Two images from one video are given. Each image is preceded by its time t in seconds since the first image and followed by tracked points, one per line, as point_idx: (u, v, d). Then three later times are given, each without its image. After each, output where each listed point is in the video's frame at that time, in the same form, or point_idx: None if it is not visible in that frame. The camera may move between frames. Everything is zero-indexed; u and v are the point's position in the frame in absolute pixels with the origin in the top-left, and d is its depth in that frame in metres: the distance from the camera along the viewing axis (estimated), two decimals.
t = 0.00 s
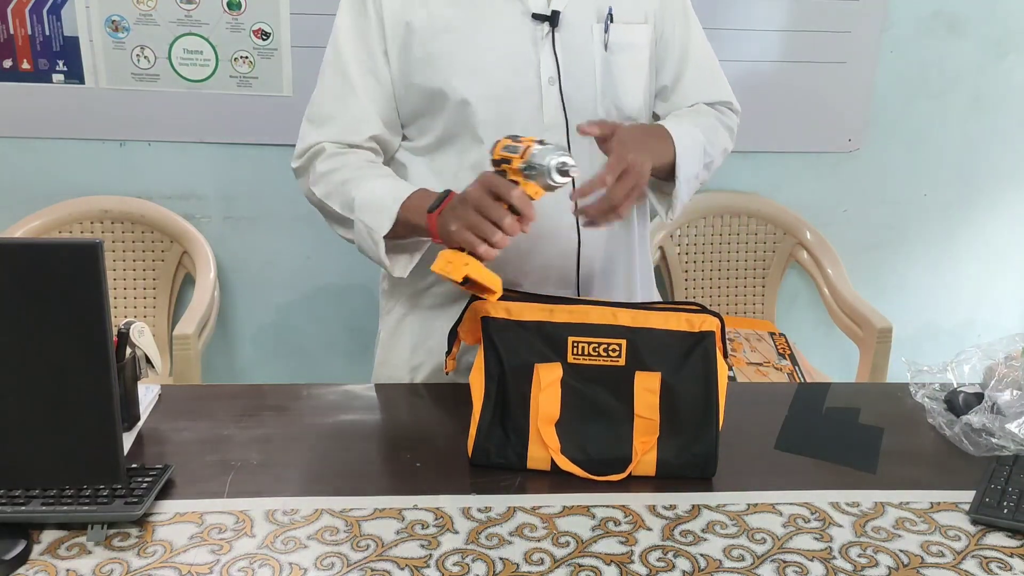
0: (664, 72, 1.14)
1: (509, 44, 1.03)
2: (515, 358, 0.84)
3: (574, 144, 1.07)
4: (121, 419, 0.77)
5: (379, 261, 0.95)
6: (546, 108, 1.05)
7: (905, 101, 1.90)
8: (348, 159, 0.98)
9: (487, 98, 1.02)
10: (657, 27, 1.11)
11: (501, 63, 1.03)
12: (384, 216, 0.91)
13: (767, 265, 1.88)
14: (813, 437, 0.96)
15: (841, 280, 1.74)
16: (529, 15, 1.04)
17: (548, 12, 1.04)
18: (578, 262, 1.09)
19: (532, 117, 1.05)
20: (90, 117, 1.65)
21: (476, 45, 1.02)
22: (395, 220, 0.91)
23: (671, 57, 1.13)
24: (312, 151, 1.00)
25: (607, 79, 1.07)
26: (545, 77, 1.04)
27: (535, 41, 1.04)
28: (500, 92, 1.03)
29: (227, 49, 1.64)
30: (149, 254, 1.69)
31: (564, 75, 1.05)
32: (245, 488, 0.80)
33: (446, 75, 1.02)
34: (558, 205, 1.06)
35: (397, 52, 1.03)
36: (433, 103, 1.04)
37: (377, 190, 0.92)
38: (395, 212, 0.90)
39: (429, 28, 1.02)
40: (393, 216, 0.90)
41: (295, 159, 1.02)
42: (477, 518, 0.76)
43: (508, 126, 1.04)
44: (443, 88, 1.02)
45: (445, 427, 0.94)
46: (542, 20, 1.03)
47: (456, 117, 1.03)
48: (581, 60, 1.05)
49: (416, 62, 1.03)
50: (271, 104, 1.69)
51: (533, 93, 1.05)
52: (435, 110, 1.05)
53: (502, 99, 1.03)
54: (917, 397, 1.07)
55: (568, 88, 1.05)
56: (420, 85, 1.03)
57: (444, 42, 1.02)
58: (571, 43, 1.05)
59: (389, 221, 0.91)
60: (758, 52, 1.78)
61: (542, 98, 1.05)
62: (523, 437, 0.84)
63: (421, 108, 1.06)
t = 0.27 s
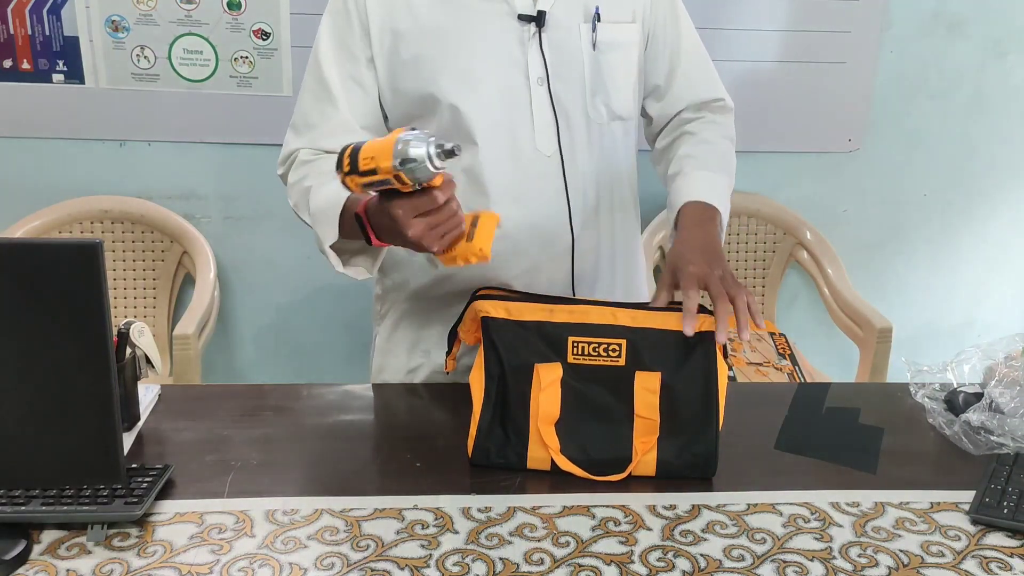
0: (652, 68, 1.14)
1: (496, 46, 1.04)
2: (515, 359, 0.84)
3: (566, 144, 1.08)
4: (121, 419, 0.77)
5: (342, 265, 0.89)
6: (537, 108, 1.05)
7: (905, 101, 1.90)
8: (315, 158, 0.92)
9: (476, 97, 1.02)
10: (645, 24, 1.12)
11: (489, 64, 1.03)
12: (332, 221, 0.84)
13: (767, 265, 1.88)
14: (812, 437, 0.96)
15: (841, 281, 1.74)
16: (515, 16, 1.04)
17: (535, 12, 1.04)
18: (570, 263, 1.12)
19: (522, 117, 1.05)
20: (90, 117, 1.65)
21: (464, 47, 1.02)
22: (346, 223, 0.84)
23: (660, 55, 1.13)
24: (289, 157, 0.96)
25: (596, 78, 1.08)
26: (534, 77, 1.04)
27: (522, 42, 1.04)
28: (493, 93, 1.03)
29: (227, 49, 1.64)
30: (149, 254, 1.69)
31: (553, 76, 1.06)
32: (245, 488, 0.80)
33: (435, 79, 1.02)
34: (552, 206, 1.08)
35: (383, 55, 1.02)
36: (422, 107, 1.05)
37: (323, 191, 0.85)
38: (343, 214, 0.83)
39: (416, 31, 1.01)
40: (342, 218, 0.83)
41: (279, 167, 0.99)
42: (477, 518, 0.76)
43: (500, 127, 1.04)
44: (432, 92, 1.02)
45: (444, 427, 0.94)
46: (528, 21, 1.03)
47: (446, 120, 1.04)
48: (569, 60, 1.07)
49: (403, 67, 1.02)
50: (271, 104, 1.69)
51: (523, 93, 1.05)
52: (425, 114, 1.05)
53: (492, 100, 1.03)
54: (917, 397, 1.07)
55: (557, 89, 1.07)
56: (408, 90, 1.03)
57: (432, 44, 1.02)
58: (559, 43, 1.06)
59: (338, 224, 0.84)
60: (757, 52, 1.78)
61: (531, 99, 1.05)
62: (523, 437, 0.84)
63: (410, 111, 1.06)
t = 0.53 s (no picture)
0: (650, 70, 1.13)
1: (496, 47, 1.04)
2: (522, 357, 0.83)
3: (565, 144, 1.08)
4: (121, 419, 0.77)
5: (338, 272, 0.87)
6: (536, 108, 1.06)
7: (905, 101, 1.90)
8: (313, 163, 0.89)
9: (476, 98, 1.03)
10: (645, 26, 1.11)
11: (488, 64, 1.03)
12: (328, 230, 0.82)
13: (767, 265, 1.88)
14: (813, 438, 0.96)
15: (841, 281, 1.74)
16: (515, 16, 1.04)
17: (535, 12, 1.05)
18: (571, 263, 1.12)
19: (521, 118, 1.05)
20: (90, 117, 1.65)
21: (463, 47, 1.03)
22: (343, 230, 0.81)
23: (659, 58, 1.11)
24: (290, 160, 0.93)
25: (596, 79, 1.08)
26: (533, 77, 1.05)
27: (522, 42, 1.05)
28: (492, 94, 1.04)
29: (227, 49, 1.64)
30: (149, 254, 1.69)
31: (552, 77, 1.06)
32: (246, 488, 0.80)
33: (435, 80, 1.02)
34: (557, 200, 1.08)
35: (383, 56, 1.02)
36: (421, 108, 1.05)
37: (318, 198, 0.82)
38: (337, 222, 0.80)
39: (416, 32, 1.02)
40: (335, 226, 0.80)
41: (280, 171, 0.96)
42: (477, 518, 0.76)
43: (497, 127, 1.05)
44: (432, 92, 1.02)
45: (444, 427, 0.94)
46: (528, 21, 1.04)
47: (445, 121, 1.04)
48: (568, 61, 1.07)
49: (403, 67, 1.02)
50: (271, 104, 1.69)
51: (522, 94, 1.05)
52: (423, 115, 1.06)
53: (490, 101, 1.04)
54: (917, 397, 1.07)
55: (556, 90, 1.07)
56: (407, 90, 1.03)
57: (432, 45, 1.02)
58: (559, 43, 1.06)
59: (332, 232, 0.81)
60: (757, 52, 1.78)
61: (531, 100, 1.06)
62: (528, 437, 0.84)
63: (409, 112, 1.06)
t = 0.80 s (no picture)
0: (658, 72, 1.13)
1: (501, 48, 1.05)
2: (572, 378, 0.78)
3: (569, 144, 1.08)
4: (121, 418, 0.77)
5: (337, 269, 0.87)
6: (541, 109, 1.06)
7: (905, 101, 1.90)
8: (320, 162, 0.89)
9: (481, 98, 1.03)
10: (653, 29, 1.12)
11: (492, 65, 1.04)
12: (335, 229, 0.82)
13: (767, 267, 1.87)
14: (813, 437, 0.96)
15: (841, 281, 1.74)
16: (521, 16, 1.05)
17: (540, 13, 1.05)
18: (574, 262, 1.12)
19: (525, 119, 1.06)
20: (90, 117, 1.65)
21: (469, 47, 1.03)
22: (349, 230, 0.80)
23: (670, 59, 1.12)
24: (294, 157, 0.93)
25: (601, 81, 1.08)
26: (538, 78, 1.06)
27: (527, 43, 1.06)
28: (496, 95, 1.04)
29: (227, 49, 1.64)
30: (149, 254, 1.69)
31: (557, 77, 1.07)
32: (246, 488, 0.80)
33: (440, 80, 1.02)
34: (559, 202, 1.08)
35: (390, 55, 1.02)
36: (426, 108, 1.05)
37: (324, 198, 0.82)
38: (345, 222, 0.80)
39: (423, 31, 1.02)
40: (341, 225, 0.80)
41: (285, 166, 0.96)
42: (477, 518, 0.76)
43: (500, 126, 1.05)
44: (437, 92, 1.03)
45: (444, 428, 0.94)
46: (534, 21, 1.05)
47: (450, 121, 1.04)
48: (575, 62, 1.07)
49: (409, 66, 1.03)
50: (271, 104, 1.69)
51: (526, 95, 1.06)
52: (428, 114, 1.06)
53: (494, 101, 1.04)
54: (917, 397, 1.07)
55: (561, 90, 1.07)
56: (412, 89, 1.04)
57: (438, 46, 1.03)
58: (564, 45, 1.07)
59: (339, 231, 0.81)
60: (757, 52, 1.78)
61: (535, 101, 1.06)
62: (580, 455, 0.81)
63: (414, 112, 1.06)
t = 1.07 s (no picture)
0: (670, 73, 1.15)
1: (511, 48, 1.05)
2: (603, 384, 0.78)
3: (580, 147, 1.08)
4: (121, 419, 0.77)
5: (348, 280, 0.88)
6: (552, 111, 1.05)
7: (905, 101, 1.90)
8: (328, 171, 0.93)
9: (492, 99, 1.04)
10: (665, 32, 1.13)
11: (502, 66, 1.04)
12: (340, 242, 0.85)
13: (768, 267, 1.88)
14: (813, 438, 0.96)
15: (841, 281, 1.74)
16: (533, 17, 1.05)
17: (553, 14, 1.06)
18: (582, 264, 1.11)
19: (537, 121, 1.06)
20: (90, 117, 1.65)
21: (480, 48, 1.04)
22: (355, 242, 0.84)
23: (685, 60, 1.13)
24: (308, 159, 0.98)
25: (611, 82, 1.09)
26: (549, 80, 1.05)
27: (540, 43, 1.06)
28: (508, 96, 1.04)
29: (227, 49, 1.64)
30: (149, 254, 1.69)
31: (569, 78, 1.07)
32: (245, 488, 0.80)
33: (450, 79, 1.03)
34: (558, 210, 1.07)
35: (401, 56, 1.04)
36: (435, 108, 1.06)
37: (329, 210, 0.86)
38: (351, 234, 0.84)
39: (434, 31, 1.03)
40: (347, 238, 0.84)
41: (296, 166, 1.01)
42: (477, 518, 0.76)
43: (510, 126, 1.05)
44: (448, 91, 1.04)
45: (444, 428, 0.94)
46: (546, 22, 1.05)
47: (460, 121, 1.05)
48: (587, 63, 1.08)
49: (420, 66, 1.04)
50: (271, 104, 1.69)
51: (537, 97, 1.06)
52: (438, 115, 1.07)
53: (506, 102, 1.04)
54: (918, 397, 1.07)
55: (572, 91, 1.07)
56: (423, 90, 1.05)
57: (448, 46, 1.03)
58: (576, 46, 1.07)
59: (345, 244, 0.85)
60: (758, 52, 1.78)
61: (546, 102, 1.06)
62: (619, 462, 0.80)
63: (422, 112, 1.07)
